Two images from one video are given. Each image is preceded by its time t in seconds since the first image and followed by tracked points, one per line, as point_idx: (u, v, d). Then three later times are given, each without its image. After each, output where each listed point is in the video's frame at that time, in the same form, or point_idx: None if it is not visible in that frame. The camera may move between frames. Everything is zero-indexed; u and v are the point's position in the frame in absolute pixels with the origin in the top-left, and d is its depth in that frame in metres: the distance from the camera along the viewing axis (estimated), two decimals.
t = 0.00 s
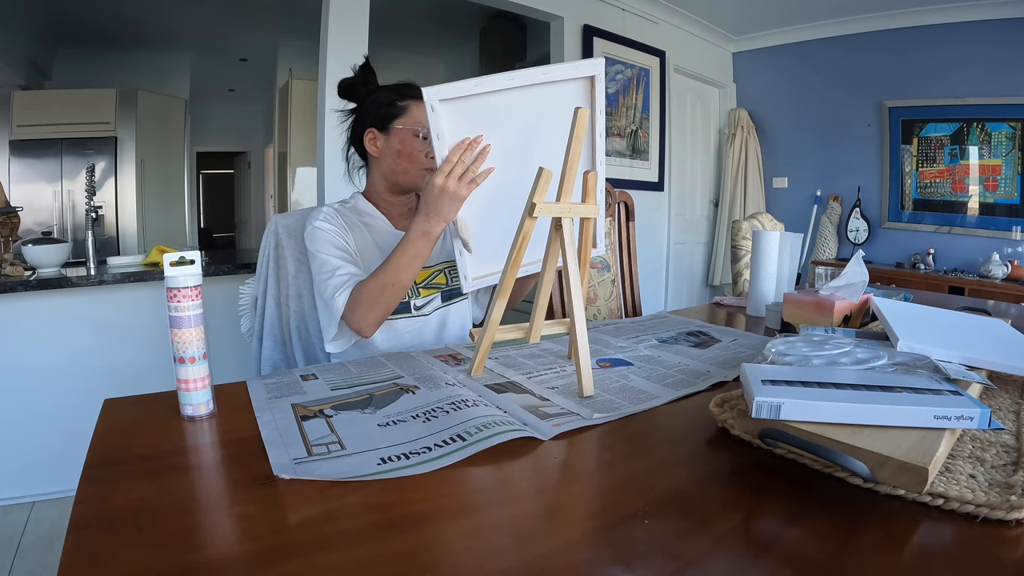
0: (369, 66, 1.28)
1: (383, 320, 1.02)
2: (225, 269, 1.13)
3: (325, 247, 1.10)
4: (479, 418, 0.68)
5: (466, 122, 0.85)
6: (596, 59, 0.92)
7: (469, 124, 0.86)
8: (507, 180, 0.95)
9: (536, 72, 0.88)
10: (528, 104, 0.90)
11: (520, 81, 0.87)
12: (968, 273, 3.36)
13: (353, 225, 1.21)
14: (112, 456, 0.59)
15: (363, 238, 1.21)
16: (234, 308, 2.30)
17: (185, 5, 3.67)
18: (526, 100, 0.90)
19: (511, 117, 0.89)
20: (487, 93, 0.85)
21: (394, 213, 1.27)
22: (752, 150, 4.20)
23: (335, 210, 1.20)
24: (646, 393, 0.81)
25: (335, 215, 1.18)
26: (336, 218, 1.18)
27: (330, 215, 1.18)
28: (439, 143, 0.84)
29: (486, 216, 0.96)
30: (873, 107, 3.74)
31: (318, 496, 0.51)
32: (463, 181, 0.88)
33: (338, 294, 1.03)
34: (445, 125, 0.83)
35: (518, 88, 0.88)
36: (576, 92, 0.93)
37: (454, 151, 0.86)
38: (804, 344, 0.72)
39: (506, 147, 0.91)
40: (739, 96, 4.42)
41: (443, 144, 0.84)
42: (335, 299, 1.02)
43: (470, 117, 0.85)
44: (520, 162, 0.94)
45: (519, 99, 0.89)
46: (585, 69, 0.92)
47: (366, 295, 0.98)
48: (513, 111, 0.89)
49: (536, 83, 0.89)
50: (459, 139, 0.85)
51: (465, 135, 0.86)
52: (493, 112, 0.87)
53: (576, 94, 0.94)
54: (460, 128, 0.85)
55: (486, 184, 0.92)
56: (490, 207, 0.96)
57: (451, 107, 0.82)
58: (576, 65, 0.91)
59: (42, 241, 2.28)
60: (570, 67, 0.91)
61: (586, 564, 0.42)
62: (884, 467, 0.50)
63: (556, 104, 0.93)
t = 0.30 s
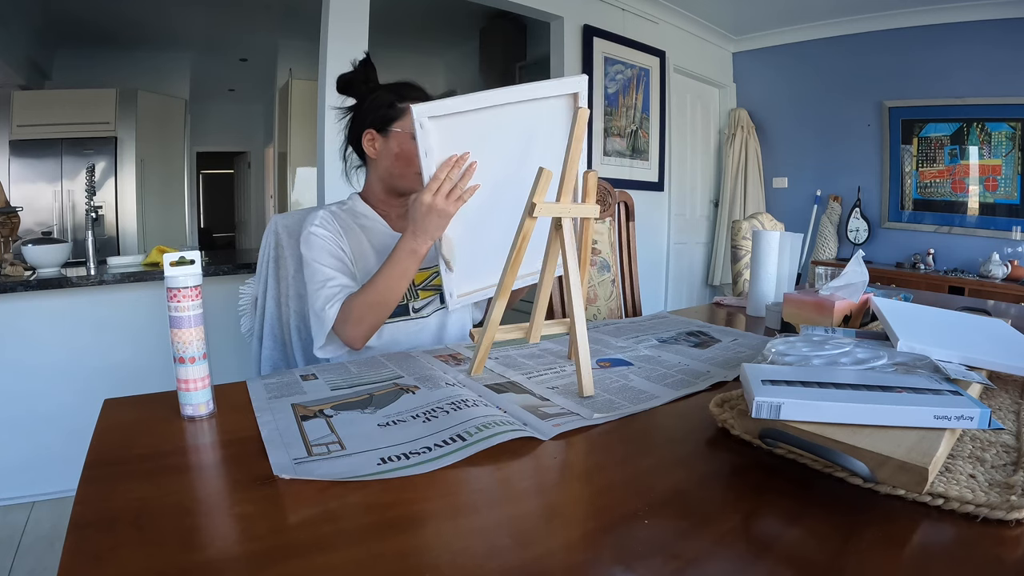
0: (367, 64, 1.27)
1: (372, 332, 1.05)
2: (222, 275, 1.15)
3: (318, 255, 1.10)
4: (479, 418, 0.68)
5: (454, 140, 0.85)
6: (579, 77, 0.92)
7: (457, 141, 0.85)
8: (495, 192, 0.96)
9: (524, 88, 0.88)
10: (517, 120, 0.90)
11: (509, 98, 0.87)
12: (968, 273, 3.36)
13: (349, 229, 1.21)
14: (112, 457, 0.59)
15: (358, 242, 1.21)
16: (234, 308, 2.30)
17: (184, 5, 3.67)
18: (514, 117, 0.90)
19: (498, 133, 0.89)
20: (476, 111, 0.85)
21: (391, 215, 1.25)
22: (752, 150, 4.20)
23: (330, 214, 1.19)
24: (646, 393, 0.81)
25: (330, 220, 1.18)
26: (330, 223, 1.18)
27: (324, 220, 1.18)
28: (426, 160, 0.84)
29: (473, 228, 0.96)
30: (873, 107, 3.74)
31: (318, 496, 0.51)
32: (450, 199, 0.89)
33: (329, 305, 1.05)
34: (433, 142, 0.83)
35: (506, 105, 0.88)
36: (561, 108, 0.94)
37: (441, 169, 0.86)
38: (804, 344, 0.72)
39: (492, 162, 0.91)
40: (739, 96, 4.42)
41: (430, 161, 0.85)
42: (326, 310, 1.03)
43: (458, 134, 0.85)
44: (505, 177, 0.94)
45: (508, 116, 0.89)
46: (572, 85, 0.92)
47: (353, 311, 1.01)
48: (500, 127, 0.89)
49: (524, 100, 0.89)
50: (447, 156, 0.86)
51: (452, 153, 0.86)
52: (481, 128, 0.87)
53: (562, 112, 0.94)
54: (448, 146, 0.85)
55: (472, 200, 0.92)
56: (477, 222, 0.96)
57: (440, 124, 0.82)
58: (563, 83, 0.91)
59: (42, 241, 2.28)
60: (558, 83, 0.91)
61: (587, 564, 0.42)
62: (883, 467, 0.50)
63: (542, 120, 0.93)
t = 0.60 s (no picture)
0: (365, 62, 1.27)
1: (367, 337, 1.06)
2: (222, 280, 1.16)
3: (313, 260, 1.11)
4: (479, 418, 0.68)
5: (446, 147, 0.86)
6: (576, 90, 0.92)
7: (451, 147, 0.86)
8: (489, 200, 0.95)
9: (519, 99, 0.89)
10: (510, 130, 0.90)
11: (503, 108, 0.88)
12: (968, 273, 3.36)
13: (346, 232, 1.20)
14: (111, 456, 0.59)
15: (355, 244, 1.21)
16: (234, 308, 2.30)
17: (185, 5, 3.67)
18: (508, 127, 0.90)
19: (492, 142, 0.90)
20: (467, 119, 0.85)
21: (389, 217, 1.25)
22: (752, 150, 4.21)
23: (326, 218, 1.19)
24: (646, 393, 0.81)
25: (326, 224, 1.18)
26: (326, 226, 1.18)
27: (320, 223, 1.17)
28: (419, 165, 0.85)
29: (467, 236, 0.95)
30: (873, 107, 3.74)
31: (318, 496, 0.51)
32: (441, 206, 0.89)
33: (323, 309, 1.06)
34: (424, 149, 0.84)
35: (499, 115, 0.88)
36: (556, 121, 0.94)
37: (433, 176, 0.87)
38: (804, 344, 0.72)
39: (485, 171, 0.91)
40: (739, 96, 4.43)
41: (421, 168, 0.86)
42: (321, 316, 1.04)
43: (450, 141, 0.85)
44: (496, 186, 0.94)
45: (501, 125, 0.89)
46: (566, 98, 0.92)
47: (346, 317, 1.02)
48: (494, 137, 0.89)
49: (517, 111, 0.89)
50: (440, 163, 0.86)
51: (445, 159, 0.87)
52: (474, 136, 0.87)
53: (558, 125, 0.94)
54: (440, 153, 0.85)
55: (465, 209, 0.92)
56: (470, 229, 0.95)
57: (432, 130, 0.83)
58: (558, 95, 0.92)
59: (41, 241, 2.28)
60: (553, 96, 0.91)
61: (588, 563, 0.42)
62: (884, 467, 0.50)
63: (537, 130, 0.93)
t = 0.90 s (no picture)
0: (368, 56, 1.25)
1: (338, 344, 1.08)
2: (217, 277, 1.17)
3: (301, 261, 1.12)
4: (479, 418, 0.68)
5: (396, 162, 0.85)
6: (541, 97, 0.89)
7: (402, 162, 0.85)
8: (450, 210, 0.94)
9: (479, 109, 0.87)
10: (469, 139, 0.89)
11: (459, 121, 0.86)
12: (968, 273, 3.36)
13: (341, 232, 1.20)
14: (111, 457, 0.59)
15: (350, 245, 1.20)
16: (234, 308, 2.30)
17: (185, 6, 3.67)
18: (467, 136, 0.88)
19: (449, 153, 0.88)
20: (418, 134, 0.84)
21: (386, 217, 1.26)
22: (752, 150, 4.21)
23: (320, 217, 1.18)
24: (646, 393, 0.81)
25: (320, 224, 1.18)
26: (321, 227, 1.18)
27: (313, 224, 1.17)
28: (370, 181, 0.85)
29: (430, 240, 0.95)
30: (873, 107, 3.74)
31: (319, 496, 0.51)
32: (394, 219, 0.90)
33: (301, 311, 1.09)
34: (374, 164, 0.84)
35: (455, 127, 0.86)
36: (517, 131, 0.91)
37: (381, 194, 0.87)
38: (804, 345, 0.72)
39: (445, 180, 0.90)
40: (739, 96, 4.43)
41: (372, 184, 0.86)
42: (295, 321, 1.06)
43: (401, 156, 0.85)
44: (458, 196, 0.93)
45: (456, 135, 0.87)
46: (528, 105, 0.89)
47: (316, 325, 1.04)
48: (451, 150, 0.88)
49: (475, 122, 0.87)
50: (391, 177, 0.86)
51: (397, 172, 0.86)
52: (429, 150, 0.86)
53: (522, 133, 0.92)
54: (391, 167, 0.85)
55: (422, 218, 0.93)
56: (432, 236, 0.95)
57: (382, 146, 0.82)
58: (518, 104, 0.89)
59: (41, 241, 2.28)
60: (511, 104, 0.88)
61: (588, 564, 0.42)
62: (884, 467, 0.50)
63: (500, 139, 0.91)
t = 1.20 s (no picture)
0: (377, 58, 1.24)
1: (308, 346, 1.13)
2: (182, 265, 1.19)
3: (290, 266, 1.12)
4: (479, 418, 0.68)
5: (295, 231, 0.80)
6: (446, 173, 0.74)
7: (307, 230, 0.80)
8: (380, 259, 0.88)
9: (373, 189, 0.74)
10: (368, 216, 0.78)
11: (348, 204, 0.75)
12: (968, 273, 3.36)
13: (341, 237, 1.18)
14: (112, 457, 0.59)
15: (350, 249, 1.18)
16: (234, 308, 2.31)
17: (184, 6, 3.67)
18: (362, 212, 0.77)
19: (349, 223, 0.79)
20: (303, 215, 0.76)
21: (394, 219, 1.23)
22: (752, 151, 4.21)
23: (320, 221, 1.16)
24: (646, 393, 0.81)
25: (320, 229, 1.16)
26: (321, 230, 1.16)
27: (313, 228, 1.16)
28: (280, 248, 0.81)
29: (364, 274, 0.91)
30: (873, 107, 3.74)
31: (319, 496, 0.51)
32: (316, 271, 0.88)
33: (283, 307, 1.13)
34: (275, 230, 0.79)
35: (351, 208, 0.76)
36: (427, 203, 0.78)
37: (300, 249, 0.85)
38: (804, 345, 0.72)
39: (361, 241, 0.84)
40: (739, 96, 4.43)
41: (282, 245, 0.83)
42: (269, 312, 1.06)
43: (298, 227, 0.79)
44: (383, 254, 0.87)
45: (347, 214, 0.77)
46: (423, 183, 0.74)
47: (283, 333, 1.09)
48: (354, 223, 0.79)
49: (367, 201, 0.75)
50: (305, 237, 0.82)
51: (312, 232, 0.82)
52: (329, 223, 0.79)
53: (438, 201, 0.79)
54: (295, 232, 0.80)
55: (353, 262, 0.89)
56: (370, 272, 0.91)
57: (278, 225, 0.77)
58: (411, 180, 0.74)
59: (41, 241, 2.28)
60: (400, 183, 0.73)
61: (588, 564, 0.42)
62: (884, 467, 0.50)
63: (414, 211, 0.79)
